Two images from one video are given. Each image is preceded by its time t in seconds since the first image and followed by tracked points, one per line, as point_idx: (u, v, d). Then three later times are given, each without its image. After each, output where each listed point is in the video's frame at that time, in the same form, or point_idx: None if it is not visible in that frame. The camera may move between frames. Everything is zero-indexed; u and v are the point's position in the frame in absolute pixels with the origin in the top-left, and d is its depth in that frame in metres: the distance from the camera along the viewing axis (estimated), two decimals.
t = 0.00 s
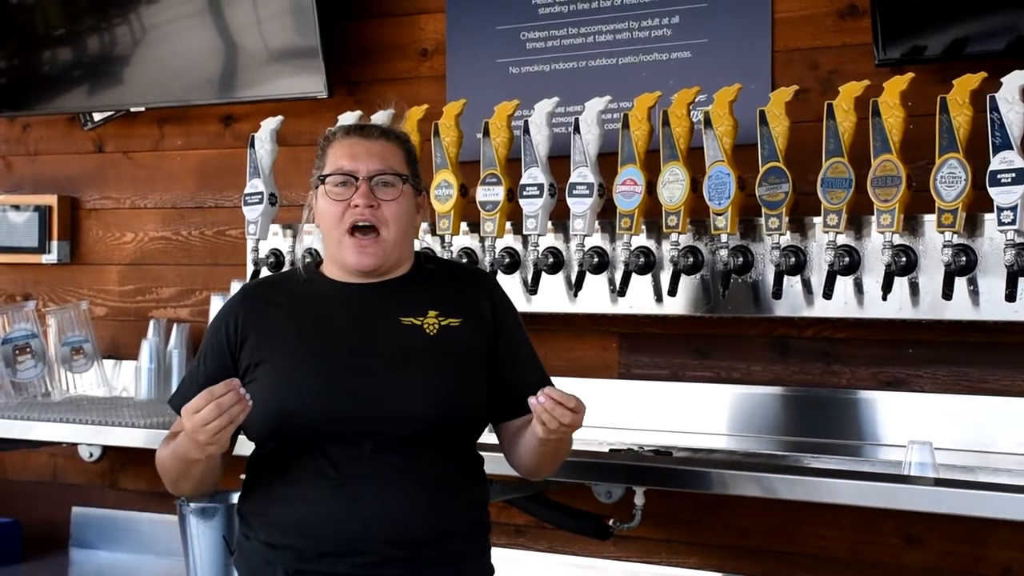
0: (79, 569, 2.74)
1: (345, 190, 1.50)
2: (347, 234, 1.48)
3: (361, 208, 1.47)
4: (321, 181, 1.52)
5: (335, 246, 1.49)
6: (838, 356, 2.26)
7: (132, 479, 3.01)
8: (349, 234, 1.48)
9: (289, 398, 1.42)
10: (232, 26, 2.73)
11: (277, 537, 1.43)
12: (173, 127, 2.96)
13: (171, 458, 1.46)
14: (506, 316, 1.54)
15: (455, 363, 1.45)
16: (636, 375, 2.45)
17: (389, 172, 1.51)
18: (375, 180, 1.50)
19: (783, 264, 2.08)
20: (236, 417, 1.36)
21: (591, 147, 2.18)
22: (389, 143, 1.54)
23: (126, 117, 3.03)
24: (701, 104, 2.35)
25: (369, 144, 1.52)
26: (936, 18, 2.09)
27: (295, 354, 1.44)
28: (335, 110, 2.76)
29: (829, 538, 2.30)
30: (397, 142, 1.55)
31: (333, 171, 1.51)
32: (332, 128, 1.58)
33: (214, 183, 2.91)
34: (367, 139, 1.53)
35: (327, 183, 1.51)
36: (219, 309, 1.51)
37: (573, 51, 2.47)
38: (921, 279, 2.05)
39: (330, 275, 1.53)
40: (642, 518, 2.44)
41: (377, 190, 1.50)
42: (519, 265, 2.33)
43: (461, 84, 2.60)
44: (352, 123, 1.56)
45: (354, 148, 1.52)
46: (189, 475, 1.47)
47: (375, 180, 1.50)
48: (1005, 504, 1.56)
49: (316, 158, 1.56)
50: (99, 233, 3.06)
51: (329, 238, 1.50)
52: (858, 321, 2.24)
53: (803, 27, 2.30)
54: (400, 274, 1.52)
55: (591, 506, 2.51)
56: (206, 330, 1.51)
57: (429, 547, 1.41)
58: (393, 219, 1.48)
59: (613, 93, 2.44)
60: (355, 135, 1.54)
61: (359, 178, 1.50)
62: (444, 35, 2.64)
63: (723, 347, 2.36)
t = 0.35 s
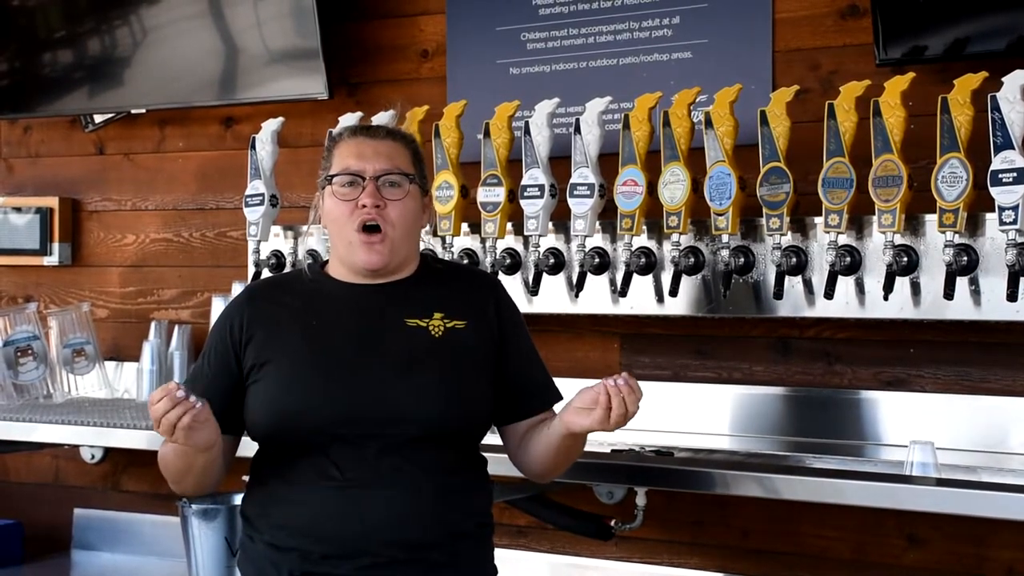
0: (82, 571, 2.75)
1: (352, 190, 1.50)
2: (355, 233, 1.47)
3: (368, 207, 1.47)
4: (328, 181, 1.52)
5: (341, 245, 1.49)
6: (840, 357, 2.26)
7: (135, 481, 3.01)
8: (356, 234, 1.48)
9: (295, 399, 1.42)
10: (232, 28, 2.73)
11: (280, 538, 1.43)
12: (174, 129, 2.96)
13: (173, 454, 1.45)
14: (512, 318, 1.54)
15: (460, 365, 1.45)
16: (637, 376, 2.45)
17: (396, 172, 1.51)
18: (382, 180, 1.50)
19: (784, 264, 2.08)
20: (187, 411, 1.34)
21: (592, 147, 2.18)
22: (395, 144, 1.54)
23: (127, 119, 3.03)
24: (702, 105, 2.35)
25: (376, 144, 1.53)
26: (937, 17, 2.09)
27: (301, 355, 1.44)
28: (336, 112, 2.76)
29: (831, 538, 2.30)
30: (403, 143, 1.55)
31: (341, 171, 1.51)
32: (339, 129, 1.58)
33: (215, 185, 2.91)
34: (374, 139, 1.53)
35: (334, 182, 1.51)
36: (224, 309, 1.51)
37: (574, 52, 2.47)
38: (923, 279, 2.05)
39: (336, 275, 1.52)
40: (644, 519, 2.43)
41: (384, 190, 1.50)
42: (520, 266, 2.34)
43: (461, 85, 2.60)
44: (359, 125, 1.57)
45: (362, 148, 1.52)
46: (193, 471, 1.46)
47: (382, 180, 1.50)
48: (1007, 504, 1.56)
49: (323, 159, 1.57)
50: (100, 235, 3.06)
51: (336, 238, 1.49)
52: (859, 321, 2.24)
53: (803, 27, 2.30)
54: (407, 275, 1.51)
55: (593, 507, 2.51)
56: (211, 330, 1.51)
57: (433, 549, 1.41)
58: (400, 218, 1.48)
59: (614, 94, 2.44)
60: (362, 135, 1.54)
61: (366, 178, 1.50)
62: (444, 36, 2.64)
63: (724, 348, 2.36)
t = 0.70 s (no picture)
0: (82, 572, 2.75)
1: (342, 201, 1.49)
2: (350, 244, 1.47)
3: (359, 217, 1.47)
4: (321, 194, 1.52)
5: (342, 257, 1.49)
6: (841, 357, 2.26)
7: (136, 482, 3.01)
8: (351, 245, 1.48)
9: (303, 398, 1.42)
10: (234, 29, 2.73)
11: (285, 538, 1.43)
12: (175, 130, 2.96)
13: (189, 465, 1.45)
14: (521, 322, 1.54)
15: (468, 368, 1.45)
16: (639, 376, 2.45)
17: (384, 176, 1.50)
18: (372, 187, 1.49)
19: (785, 265, 2.09)
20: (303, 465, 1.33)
21: (593, 148, 2.18)
22: (382, 147, 1.52)
23: (128, 120, 3.03)
24: (704, 106, 2.35)
25: (362, 150, 1.51)
26: (938, 19, 2.09)
27: (311, 355, 1.44)
28: (338, 112, 2.76)
29: (832, 539, 2.30)
30: (392, 145, 1.54)
31: (330, 183, 1.50)
32: (330, 137, 1.58)
33: (217, 186, 2.91)
34: (359, 146, 1.52)
35: (326, 196, 1.51)
36: (235, 308, 1.51)
37: (576, 52, 2.48)
38: (924, 280, 2.05)
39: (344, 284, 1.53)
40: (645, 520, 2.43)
41: (375, 196, 1.49)
42: (521, 267, 2.36)
43: (463, 86, 2.60)
44: (345, 132, 1.56)
45: (348, 157, 1.51)
46: (207, 485, 1.46)
47: (370, 187, 1.49)
48: (1008, 505, 1.56)
49: (317, 169, 1.56)
50: (101, 236, 3.06)
51: (336, 250, 1.50)
52: (860, 322, 2.24)
53: (805, 28, 2.30)
54: (410, 278, 1.51)
55: (594, 508, 2.52)
56: (221, 329, 1.51)
57: (437, 551, 1.41)
58: (392, 222, 1.47)
59: (615, 95, 2.44)
60: (349, 143, 1.53)
61: (354, 188, 1.49)
62: (446, 37, 2.64)
63: (726, 348, 2.36)
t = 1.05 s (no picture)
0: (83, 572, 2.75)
1: (347, 203, 1.49)
2: (354, 246, 1.47)
3: (363, 219, 1.47)
4: (325, 196, 1.51)
5: (346, 258, 1.49)
6: (842, 358, 2.26)
7: (137, 483, 3.01)
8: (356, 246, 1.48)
9: (307, 398, 1.42)
10: (234, 29, 2.73)
11: (286, 538, 1.43)
12: (176, 130, 2.96)
13: (189, 465, 1.45)
14: (526, 326, 1.54)
15: (472, 370, 1.45)
16: (640, 377, 2.45)
17: (388, 179, 1.50)
18: (376, 189, 1.49)
19: (785, 265, 2.09)
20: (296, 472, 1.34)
21: (594, 148, 2.18)
22: (386, 150, 1.52)
23: (129, 121, 3.03)
24: (704, 106, 2.35)
25: (367, 153, 1.51)
26: (939, 19, 2.10)
27: (315, 356, 1.44)
28: (338, 113, 2.76)
29: (833, 540, 2.30)
30: (397, 147, 1.54)
31: (334, 185, 1.50)
32: (333, 140, 1.58)
33: (217, 186, 2.91)
34: (363, 148, 1.52)
35: (331, 197, 1.51)
36: (240, 307, 1.51)
37: (576, 53, 2.48)
38: (924, 281, 2.05)
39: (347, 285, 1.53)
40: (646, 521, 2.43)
41: (379, 199, 1.49)
42: (523, 267, 2.36)
43: (463, 86, 2.60)
44: (350, 134, 1.55)
45: (352, 160, 1.51)
46: (208, 485, 1.46)
47: (375, 189, 1.49)
48: (1008, 505, 1.56)
49: (321, 172, 1.56)
50: (102, 236, 3.06)
51: (340, 251, 1.50)
52: (861, 322, 2.24)
53: (805, 29, 2.30)
54: (413, 280, 1.51)
55: (594, 509, 2.52)
56: (225, 328, 1.51)
57: (438, 553, 1.41)
58: (396, 225, 1.47)
59: (616, 95, 2.44)
60: (352, 145, 1.53)
61: (359, 189, 1.49)
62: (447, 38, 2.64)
63: (726, 349, 2.36)
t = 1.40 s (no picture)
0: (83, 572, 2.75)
1: (353, 206, 1.49)
2: (361, 250, 1.48)
3: (369, 223, 1.47)
4: (331, 198, 1.51)
5: (353, 262, 1.49)
6: (842, 358, 2.26)
7: (137, 483, 3.01)
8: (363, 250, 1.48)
9: (311, 397, 1.42)
10: (234, 29, 2.73)
11: (286, 537, 1.43)
12: (175, 131, 2.96)
13: (190, 462, 1.44)
14: (532, 331, 1.54)
15: (478, 374, 1.45)
16: (640, 377, 2.45)
17: (394, 181, 1.50)
18: (382, 191, 1.49)
19: (785, 266, 2.09)
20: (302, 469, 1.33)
21: (594, 148, 2.18)
22: (391, 152, 1.52)
23: (128, 121, 3.03)
24: (704, 107, 2.35)
25: (372, 155, 1.51)
26: (939, 19, 2.09)
27: (320, 355, 1.43)
28: (338, 113, 2.76)
29: (834, 540, 2.30)
30: (402, 148, 1.53)
31: (339, 188, 1.50)
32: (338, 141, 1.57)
33: (217, 187, 2.91)
34: (368, 150, 1.52)
35: (336, 200, 1.50)
36: (245, 303, 1.51)
37: (576, 53, 2.48)
38: (924, 281, 2.05)
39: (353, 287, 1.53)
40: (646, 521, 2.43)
41: (385, 201, 1.49)
42: (523, 267, 2.36)
43: (463, 87, 2.60)
44: (355, 134, 1.55)
45: (357, 162, 1.50)
46: (209, 483, 1.46)
47: (381, 192, 1.49)
48: (1008, 505, 1.56)
49: (325, 173, 1.56)
50: (102, 237, 3.06)
51: (346, 254, 1.50)
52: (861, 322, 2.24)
53: (805, 29, 2.30)
54: (421, 280, 1.52)
55: (594, 509, 2.52)
56: (230, 324, 1.50)
57: (439, 555, 1.42)
58: (403, 227, 1.47)
59: (616, 96, 2.44)
60: (357, 147, 1.52)
61: (364, 193, 1.49)
62: (447, 38, 2.64)
63: (726, 349, 2.36)
